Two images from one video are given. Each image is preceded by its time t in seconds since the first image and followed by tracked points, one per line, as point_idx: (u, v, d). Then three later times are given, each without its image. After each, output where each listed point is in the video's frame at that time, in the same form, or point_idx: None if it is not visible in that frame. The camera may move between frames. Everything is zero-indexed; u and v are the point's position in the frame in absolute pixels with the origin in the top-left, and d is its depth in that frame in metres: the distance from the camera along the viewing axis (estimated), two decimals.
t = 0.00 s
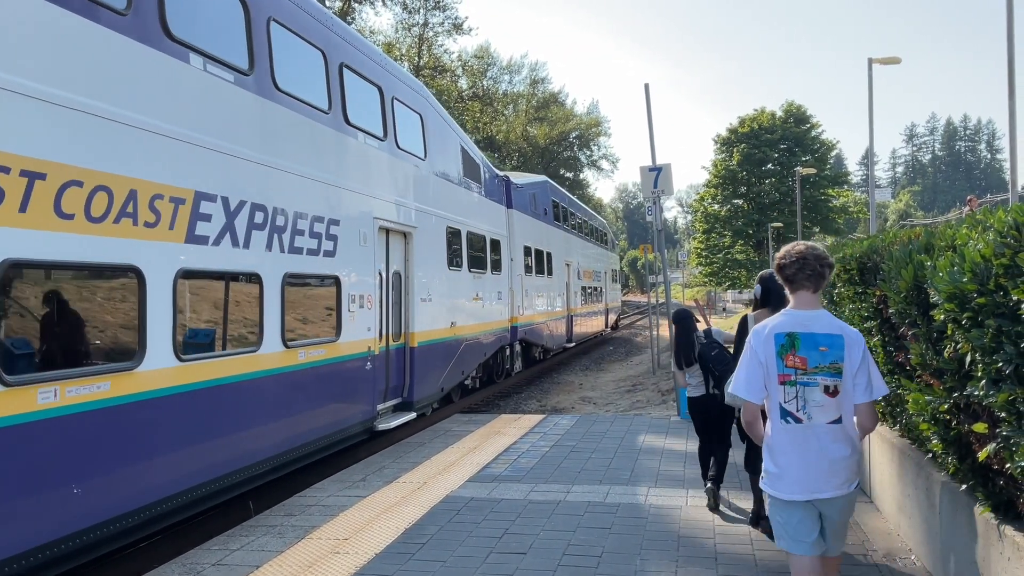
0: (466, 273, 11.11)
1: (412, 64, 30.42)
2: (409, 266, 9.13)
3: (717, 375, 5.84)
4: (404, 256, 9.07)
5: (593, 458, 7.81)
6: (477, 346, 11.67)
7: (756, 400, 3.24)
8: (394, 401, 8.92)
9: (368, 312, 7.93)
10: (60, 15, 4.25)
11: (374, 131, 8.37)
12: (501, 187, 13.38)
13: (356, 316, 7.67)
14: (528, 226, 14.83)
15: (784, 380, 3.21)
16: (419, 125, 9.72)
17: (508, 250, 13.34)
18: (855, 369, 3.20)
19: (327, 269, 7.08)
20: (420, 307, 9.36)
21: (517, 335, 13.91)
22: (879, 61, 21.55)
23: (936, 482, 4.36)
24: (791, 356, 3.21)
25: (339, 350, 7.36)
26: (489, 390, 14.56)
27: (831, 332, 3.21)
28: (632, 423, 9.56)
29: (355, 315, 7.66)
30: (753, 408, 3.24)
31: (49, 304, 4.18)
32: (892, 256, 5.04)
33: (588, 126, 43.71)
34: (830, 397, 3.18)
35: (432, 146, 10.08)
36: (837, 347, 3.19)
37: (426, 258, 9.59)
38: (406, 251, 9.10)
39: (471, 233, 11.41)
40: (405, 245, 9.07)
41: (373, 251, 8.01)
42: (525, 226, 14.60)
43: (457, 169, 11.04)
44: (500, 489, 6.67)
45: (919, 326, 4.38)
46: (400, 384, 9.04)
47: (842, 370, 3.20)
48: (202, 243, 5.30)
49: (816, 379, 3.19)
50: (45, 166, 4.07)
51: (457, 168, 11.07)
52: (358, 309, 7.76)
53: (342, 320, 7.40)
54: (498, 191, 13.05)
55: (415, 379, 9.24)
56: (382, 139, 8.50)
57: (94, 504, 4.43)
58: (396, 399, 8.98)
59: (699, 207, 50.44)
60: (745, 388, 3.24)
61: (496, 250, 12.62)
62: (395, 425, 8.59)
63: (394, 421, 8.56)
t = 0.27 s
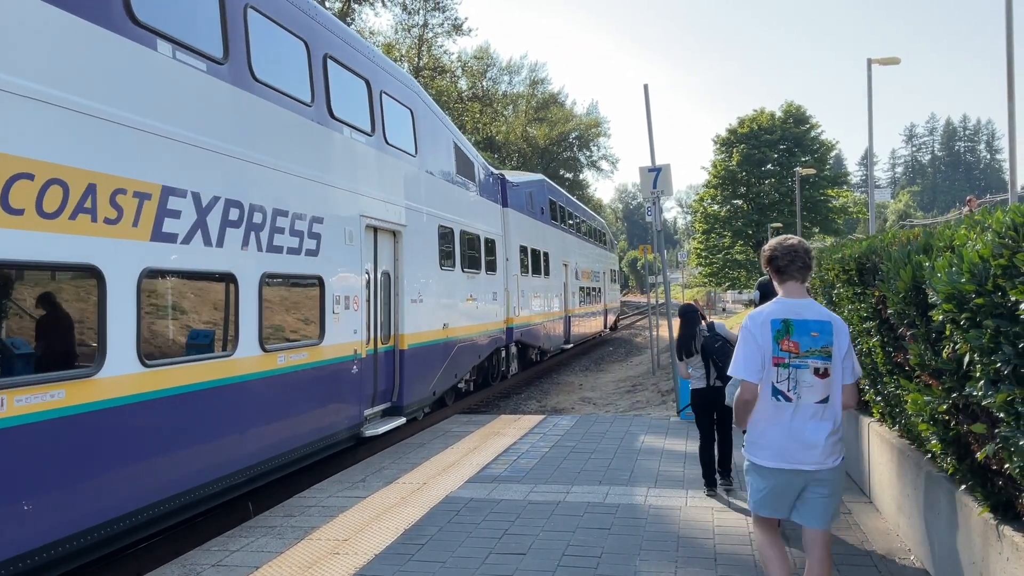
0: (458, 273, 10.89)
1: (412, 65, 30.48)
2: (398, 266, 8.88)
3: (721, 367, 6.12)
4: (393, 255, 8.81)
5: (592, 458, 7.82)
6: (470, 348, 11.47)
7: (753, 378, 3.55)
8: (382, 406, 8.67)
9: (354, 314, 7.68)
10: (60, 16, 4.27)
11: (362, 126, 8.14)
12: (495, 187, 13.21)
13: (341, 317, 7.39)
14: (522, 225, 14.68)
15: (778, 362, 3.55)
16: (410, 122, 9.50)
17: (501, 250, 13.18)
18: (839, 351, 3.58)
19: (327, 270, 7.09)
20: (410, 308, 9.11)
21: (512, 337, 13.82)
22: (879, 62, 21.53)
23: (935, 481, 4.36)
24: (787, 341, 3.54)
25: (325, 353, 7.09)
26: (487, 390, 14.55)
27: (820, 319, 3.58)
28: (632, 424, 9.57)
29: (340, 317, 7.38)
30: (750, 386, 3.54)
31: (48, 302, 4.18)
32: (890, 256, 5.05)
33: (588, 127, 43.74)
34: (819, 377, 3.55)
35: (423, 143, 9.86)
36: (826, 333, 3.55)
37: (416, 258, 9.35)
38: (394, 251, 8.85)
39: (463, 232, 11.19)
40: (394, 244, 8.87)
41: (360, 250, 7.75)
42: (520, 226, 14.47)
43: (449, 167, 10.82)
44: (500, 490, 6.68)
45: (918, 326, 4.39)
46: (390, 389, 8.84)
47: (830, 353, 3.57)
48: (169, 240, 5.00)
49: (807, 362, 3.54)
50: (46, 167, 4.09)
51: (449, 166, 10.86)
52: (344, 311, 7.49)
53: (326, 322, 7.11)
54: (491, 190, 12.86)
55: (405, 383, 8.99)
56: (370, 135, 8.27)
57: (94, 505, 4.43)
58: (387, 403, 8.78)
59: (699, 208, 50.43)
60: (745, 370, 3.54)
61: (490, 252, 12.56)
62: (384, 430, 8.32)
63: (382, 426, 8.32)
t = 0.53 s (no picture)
0: (452, 273, 10.59)
1: (412, 66, 30.51)
2: (387, 266, 8.55)
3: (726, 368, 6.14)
4: (381, 254, 8.49)
5: (593, 458, 7.82)
6: (465, 350, 11.22)
7: (742, 383, 3.76)
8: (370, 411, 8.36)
9: (341, 316, 7.35)
10: (59, 17, 4.28)
11: (350, 121, 7.83)
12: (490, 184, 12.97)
13: (325, 319, 7.05)
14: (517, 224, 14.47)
15: (764, 365, 3.78)
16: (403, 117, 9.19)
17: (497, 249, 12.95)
18: (819, 352, 3.83)
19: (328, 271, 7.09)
20: (400, 310, 8.78)
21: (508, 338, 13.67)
22: (879, 62, 21.54)
23: (936, 481, 4.36)
24: (771, 345, 3.77)
25: (310, 357, 6.81)
26: (485, 391, 14.51)
27: (801, 322, 3.82)
28: (632, 424, 9.58)
29: (324, 318, 7.04)
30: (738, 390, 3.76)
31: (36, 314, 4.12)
32: (891, 256, 5.06)
33: (588, 127, 43.76)
34: (803, 377, 3.78)
35: (417, 139, 9.55)
36: (807, 335, 3.79)
37: (407, 258, 9.04)
38: (383, 250, 8.53)
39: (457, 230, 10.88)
40: (384, 243, 8.57)
41: (346, 248, 7.42)
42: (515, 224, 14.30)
43: (445, 164, 10.51)
44: (501, 490, 6.68)
45: (918, 326, 4.39)
46: (380, 393, 8.50)
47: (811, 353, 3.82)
48: (134, 238, 4.70)
49: (791, 364, 3.77)
50: (46, 168, 4.10)
51: (445, 163, 10.55)
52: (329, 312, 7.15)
53: (309, 324, 6.77)
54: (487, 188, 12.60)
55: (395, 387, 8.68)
56: (360, 129, 7.96)
57: (92, 507, 4.42)
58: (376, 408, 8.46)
59: (699, 208, 50.42)
60: (734, 374, 3.76)
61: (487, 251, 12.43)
62: (372, 436, 8.01)
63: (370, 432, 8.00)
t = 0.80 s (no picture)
0: (445, 273, 10.30)
1: (414, 66, 30.54)
2: (376, 265, 8.26)
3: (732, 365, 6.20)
4: (370, 252, 8.19)
5: (595, 458, 7.81)
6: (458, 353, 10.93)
7: (725, 371, 4.33)
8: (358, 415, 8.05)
9: (325, 317, 7.01)
10: (60, 16, 4.27)
11: (337, 113, 7.52)
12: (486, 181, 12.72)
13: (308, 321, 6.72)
14: (512, 221, 14.24)
15: (745, 354, 4.32)
16: (392, 110, 8.89)
17: (494, 248, 12.71)
18: (797, 341, 4.32)
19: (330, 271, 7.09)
20: (389, 310, 8.47)
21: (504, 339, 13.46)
22: (882, 62, 21.50)
23: (939, 481, 4.35)
24: (751, 336, 4.32)
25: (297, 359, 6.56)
26: (485, 391, 14.47)
27: (780, 315, 4.33)
28: (633, 424, 9.57)
29: (307, 320, 6.69)
30: (722, 377, 4.31)
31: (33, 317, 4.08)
32: (894, 256, 5.05)
33: (590, 127, 43.73)
34: (782, 364, 4.29)
35: (407, 131, 9.24)
36: (785, 326, 4.31)
37: (397, 256, 8.73)
38: (372, 248, 8.23)
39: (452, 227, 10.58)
40: (373, 241, 8.26)
41: (332, 247, 7.11)
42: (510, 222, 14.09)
43: (437, 159, 10.21)
44: (502, 490, 6.67)
45: (921, 326, 4.38)
46: (368, 399, 8.20)
47: (791, 343, 4.32)
48: (93, 233, 4.38)
49: (770, 353, 4.29)
50: (47, 168, 4.09)
51: (438, 158, 10.25)
52: (312, 313, 6.80)
53: (291, 326, 6.46)
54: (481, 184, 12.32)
55: (385, 390, 8.39)
56: (347, 122, 7.65)
57: (91, 508, 4.39)
58: (363, 413, 8.13)
59: (701, 208, 50.37)
60: (716, 363, 4.33)
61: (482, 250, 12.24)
62: (359, 443, 7.69)
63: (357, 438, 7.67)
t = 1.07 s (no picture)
0: (437, 272, 10.02)
1: (416, 66, 30.55)
2: (364, 264, 7.97)
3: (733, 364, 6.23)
4: (358, 250, 7.90)
5: (596, 458, 7.80)
6: (449, 355, 10.60)
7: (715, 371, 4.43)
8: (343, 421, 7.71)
9: (307, 318, 6.69)
10: (60, 16, 4.26)
11: (321, 105, 7.24)
12: (481, 178, 12.46)
13: (287, 323, 6.38)
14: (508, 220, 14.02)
15: (737, 356, 4.38)
16: (380, 102, 8.60)
17: (489, 246, 12.48)
18: (789, 346, 4.35)
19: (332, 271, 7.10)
20: (377, 311, 8.16)
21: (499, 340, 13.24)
22: (883, 62, 21.46)
23: (942, 481, 4.34)
24: (743, 338, 4.37)
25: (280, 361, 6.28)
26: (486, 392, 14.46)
27: (773, 320, 4.38)
28: (634, 424, 9.57)
29: (287, 322, 6.36)
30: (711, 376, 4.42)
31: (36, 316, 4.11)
32: (897, 256, 5.04)
33: (591, 127, 43.69)
34: (771, 367, 4.33)
35: (396, 125, 8.95)
36: (777, 331, 4.34)
37: (386, 255, 8.45)
38: (360, 246, 7.95)
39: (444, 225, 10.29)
40: (360, 239, 7.97)
41: (315, 244, 6.80)
42: (505, 220, 13.88)
43: (429, 154, 9.94)
44: (503, 490, 6.66)
45: (924, 326, 4.37)
46: (354, 402, 7.91)
47: (782, 348, 4.35)
48: (41, 229, 4.03)
49: (760, 356, 4.34)
50: (49, 168, 4.09)
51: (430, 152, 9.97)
52: (293, 314, 6.49)
53: (268, 328, 6.12)
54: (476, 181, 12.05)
55: (372, 394, 8.07)
56: (331, 114, 7.37)
57: (89, 508, 4.38)
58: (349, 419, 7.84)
59: (702, 208, 50.33)
60: (707, 363, 4.43)
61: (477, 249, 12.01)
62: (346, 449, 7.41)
63: (341, 446, 7.33)
